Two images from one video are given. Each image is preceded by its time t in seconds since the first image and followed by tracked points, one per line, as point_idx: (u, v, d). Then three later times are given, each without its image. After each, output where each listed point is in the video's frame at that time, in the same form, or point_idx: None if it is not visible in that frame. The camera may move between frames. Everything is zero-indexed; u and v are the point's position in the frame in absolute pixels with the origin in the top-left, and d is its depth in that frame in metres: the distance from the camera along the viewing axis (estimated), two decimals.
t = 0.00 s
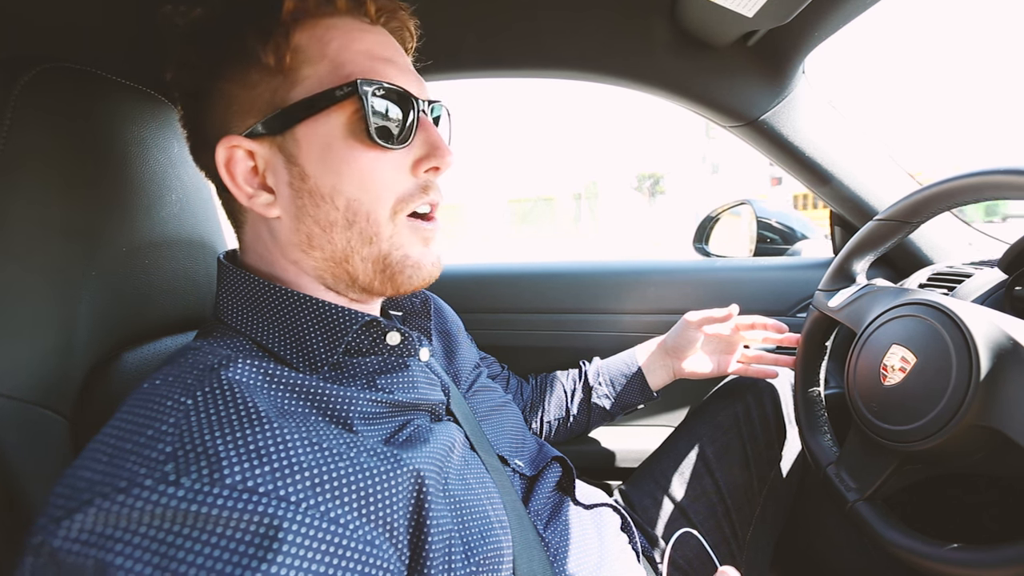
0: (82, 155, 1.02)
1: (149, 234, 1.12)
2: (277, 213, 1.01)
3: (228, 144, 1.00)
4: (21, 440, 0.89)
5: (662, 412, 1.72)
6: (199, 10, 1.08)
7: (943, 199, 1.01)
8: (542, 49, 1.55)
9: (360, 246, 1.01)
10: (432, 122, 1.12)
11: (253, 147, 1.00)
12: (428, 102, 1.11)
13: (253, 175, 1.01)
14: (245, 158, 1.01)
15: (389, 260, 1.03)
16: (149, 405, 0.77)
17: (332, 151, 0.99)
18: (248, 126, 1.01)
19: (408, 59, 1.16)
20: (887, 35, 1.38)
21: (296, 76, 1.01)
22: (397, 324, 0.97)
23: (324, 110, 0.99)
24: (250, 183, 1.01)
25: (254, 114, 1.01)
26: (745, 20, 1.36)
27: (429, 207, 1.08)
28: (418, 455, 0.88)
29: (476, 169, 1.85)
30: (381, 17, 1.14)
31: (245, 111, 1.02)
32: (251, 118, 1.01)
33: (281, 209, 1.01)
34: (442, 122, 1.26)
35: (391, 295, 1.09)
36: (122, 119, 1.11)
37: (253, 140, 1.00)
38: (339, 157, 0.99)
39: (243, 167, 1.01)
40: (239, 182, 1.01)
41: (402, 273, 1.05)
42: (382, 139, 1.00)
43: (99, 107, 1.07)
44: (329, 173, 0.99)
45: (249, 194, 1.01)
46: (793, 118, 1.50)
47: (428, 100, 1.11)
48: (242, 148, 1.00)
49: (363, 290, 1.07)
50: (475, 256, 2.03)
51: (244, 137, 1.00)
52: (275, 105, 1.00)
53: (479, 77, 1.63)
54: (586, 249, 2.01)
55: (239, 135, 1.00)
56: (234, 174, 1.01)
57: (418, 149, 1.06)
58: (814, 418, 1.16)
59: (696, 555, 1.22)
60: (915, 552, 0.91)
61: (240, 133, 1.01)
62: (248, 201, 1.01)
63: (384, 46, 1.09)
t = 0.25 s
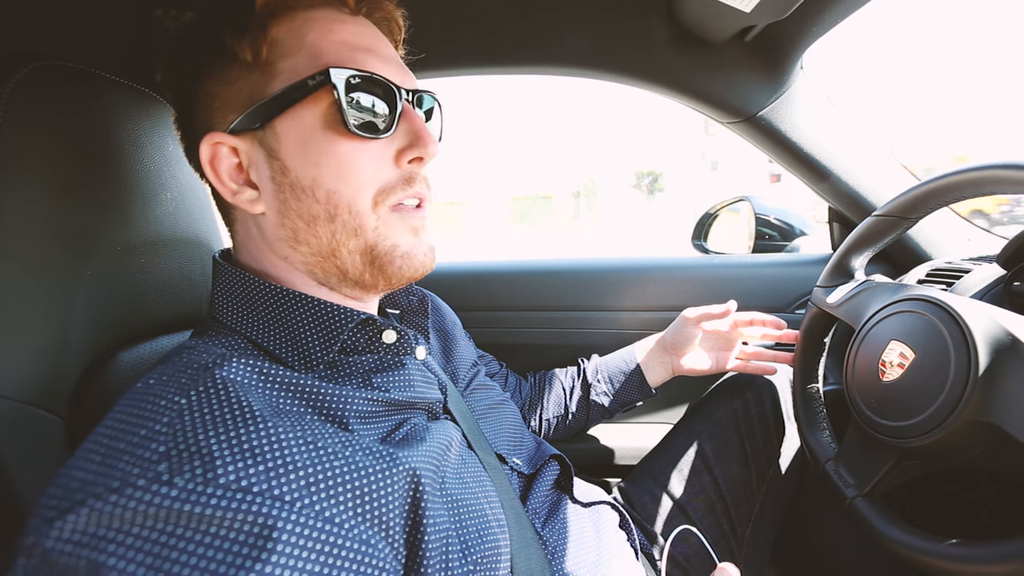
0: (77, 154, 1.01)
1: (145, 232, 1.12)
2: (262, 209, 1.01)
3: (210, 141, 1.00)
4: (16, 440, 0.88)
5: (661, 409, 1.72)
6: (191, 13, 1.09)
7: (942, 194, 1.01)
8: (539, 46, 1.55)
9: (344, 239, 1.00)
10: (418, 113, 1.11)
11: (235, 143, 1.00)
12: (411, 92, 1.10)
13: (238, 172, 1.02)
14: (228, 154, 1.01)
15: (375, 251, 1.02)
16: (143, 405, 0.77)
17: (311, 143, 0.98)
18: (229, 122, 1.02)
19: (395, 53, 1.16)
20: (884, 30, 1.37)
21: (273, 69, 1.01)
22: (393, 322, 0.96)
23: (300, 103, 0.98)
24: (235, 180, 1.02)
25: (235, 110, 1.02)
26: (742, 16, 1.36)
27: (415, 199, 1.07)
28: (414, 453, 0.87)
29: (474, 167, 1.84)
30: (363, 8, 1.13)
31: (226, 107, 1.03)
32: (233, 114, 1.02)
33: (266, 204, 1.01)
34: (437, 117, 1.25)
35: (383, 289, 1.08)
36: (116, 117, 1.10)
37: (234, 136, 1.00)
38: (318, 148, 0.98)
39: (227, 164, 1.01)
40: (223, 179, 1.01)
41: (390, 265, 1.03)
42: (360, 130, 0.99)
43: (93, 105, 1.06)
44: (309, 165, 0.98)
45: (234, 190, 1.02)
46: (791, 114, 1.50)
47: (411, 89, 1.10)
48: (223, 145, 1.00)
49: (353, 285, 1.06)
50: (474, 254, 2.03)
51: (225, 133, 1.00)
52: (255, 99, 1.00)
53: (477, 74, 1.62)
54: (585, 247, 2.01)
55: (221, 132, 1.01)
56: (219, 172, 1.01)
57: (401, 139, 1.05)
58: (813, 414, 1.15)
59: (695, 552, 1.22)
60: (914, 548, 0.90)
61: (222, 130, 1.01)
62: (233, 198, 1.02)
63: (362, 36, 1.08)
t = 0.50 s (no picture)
0: (80, 155, 1.01)
1: (146, 233, 1.12)
2: (267, 209, 1.01)
3: (217, 141, 1.01)
4: (19, 440, 0.88)
5: (662, 411, 1.72)
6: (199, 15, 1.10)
7: (943, 196, 1.01)
8: (540, 48, 1.55)
9: (348, 239, 1.00)
10: (422, 115, 1.12)
11: (241, 144, 1.01)
12: (416, 95, 1.10)
13: (244, 172, 1.02)
14: (234, 154, 1.01)
15: (379, 252, 1.02)
16: (146, 405, 0.77)
17: (316, 144, 0.98)
18: (235, 122, 1.02)
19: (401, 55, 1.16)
20: (886, 32, 1.38)
21: (280, 71, 1.01)
22: (395, 323, 0.96)
23: (305, 103, 0.99)
24: (240, 180, 1.02)
25: (242, 110, 1.02)
26: (743, 18, 1.36)
27: (419, 200, 1.07)
28: (416, 454, 0.88)
29: (475, 168, 1.84)
30: (369, 11, 1.14)
31: (233, 108, 1.03)
32: (240, 114, 1.02)
33: (271, 205, 1.01)
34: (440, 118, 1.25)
35: (386, 289, 1.08)
36: (119, 118, 1.10)
37: (241, 136, 1.01)
38: (323, 149, 0.98)
39: (233, 164, 1.01)
40: (229, 179, 1.02)
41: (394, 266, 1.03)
42: (366, 131, 1.00)
43: (96, 106, 1.07)
44: (314, 165, 0.98)
45: (239, 190, 1.01)
46: (792, 116, 1.50)
47: (416, 92, 1.10)
48: (230, 145, 1.01)
49: (356, 285, 1.06)
50: (475, 254, 2.03)
51: (232, 133, 1.01)
52: (261, 100, 1.01)
53: (478, 75, 1.63)
54: (586, 248, 2.01)
55: (227, 132, 1.01)
56: (224, 172, 1.01)
57: (405, 141, 1.05)
58: (814, 416, 1.15)
59: (695, 554, 1.22)
60: (915, 550, 0.91)
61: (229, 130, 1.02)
62: (238, 199, 1.02)
63: (368, 39, 1.09)
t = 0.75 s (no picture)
0: (89, 156, 1.02)
1: (152, 233, 1.13)
2: (269, 208, 1.02)
3: (221, 142, 1.02)
4: (26, 438, 0.89)
5: (663, 414, 1.72)
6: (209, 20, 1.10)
7: (946, 200, 1.01)
8: (544, 50, 1.55)
9: (348, 237, 1.00)
10: (423, 113, 1.12)
11: (244, 144, 1.02)
12: (416, 94, 1.10)
13: (248, 172, 1.03)
14: (238, 155, 1.02)
15: (379, 250, 1.02)
16: (152, 404, 0.78)
17: (317, 143, 0.99)
18: (240, 124, 1.03)
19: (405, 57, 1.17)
20: (889, 36, 1.38)
21: (282, 72, 1.02)
22: (399, 325, 0.97)
23: (305, 102, 0.99)
24: (243, 180, 1.03)
25: (246, 112, 1.03)
26: (748, 21, 1.36)
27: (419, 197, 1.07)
28: (419, 455, 0.88)
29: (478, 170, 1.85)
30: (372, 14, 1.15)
31: (238, 110, 1.04)
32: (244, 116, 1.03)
33: (273, 204, 1.02)
34: (444, 119, 1.25)
35: (386, 288, 1.08)
36: (126, 120, 1.11)
37: (244, 137, 1.01)
38: (323, 147, 0.99)
39: (237, 164, 1.03)
40: (233, 179, 1.03)
41: (394, 263, 1.03)
42: (365, 129, 0.99)
43: (104, 108, 1.07)
44: (315, 164, 0.99)
45: (243, 190, 1.02)
46: (795, 120, 1.50)
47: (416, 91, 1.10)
48: (233, 145, 1.02)
49: (356, 284, 1.06)
50: (478, 256, 2.03)
51: (236, 134, 1.02)
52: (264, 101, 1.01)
53: (482, 78, 1.63)
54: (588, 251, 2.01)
55: (231, 133, 1.02)
56: (229, 172, 1.03)
57: (405, 139, 1.05)
58: (817, 420, 1.15)
59: (697, 557, 1.22)
60: (917, 555, 0.91)
61: (233, 132, 1.03)
62: (242, 198, 1.02)
63: (368, 40, 1.09)
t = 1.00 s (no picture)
0: (93, 157, 1.03)
1: (157, 234, 1.13)
2: (328, 212, 1.01)
3: (278, 141, 0.98)
4: (30, 439, 0.90)
5: (665, 417, 1.72)
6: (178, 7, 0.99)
7: (949, 203, 1.01)
8: (547, 53, 1.56)
9: (406, 237, 1.07)
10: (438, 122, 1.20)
11: (303, 145, 0.99)
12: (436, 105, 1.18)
13: (300, 174, 0.99)
14: (291, 156, 0.99)
15: (429, 249, 1.10)
16: (156, 405, 0.78)
17: (387, 150, 1.03)
18: (295, 124, 0.98)
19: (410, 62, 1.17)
20: (892, 39, 1.38)
21: (344, 80, 1.01)
22: (401, 328, 0.97)
23: (378, 111, 1.02)
24: (298, 182, 0.99)
25: (302, 115, 0.99)
26: (750, 25, 1.37)
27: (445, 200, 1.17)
28: (422, 457, 0.88)
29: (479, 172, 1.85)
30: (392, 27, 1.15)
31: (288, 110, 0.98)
32: (299, 117, 0.99)
33: (333, 207, 1.02)
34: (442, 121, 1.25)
35: (413, 284, 1.15)
36: (131, 121, 1.11)
37: (303, 138, 0.99)
38: (394, 155, 1.04)
39: (290, 166, 0.99)
40: (288, 181, 0.98)
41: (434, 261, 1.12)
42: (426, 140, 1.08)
43: (110, 109, 1.08)
44: (385, 170, 1.03)
45: (300, 193, 0.99)
46: (797, 123, 1.51)
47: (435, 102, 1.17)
48: (291, 146, 0.98)
49: (395, 283, 1.11)
50: (480, 258, 2.03)
51: (294, 135, 0.98)
52: (326, 108, 0.99)
53: (484, 80, 1.64)
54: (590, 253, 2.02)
55: (288, 133, 0.98)
56: (283, 174, 0.98)
57: (443, 148, 1.14)
58: (819, 424, 1.15)
59: (699, 559, 1.22)
60: (920, 559, 0.91)
61: (287, 131, 0.98)
62: (300, 201, 0.99)
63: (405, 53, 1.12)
